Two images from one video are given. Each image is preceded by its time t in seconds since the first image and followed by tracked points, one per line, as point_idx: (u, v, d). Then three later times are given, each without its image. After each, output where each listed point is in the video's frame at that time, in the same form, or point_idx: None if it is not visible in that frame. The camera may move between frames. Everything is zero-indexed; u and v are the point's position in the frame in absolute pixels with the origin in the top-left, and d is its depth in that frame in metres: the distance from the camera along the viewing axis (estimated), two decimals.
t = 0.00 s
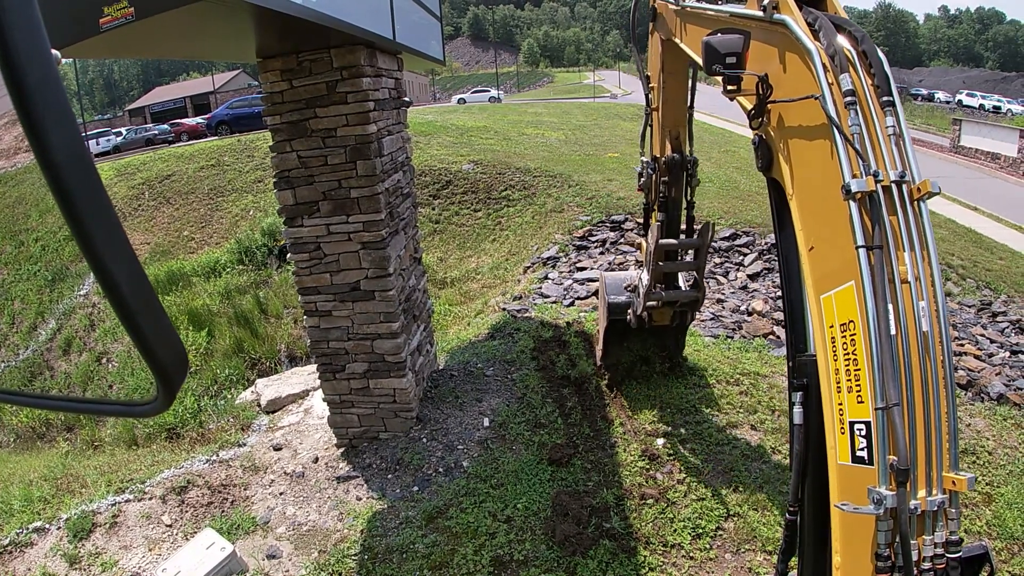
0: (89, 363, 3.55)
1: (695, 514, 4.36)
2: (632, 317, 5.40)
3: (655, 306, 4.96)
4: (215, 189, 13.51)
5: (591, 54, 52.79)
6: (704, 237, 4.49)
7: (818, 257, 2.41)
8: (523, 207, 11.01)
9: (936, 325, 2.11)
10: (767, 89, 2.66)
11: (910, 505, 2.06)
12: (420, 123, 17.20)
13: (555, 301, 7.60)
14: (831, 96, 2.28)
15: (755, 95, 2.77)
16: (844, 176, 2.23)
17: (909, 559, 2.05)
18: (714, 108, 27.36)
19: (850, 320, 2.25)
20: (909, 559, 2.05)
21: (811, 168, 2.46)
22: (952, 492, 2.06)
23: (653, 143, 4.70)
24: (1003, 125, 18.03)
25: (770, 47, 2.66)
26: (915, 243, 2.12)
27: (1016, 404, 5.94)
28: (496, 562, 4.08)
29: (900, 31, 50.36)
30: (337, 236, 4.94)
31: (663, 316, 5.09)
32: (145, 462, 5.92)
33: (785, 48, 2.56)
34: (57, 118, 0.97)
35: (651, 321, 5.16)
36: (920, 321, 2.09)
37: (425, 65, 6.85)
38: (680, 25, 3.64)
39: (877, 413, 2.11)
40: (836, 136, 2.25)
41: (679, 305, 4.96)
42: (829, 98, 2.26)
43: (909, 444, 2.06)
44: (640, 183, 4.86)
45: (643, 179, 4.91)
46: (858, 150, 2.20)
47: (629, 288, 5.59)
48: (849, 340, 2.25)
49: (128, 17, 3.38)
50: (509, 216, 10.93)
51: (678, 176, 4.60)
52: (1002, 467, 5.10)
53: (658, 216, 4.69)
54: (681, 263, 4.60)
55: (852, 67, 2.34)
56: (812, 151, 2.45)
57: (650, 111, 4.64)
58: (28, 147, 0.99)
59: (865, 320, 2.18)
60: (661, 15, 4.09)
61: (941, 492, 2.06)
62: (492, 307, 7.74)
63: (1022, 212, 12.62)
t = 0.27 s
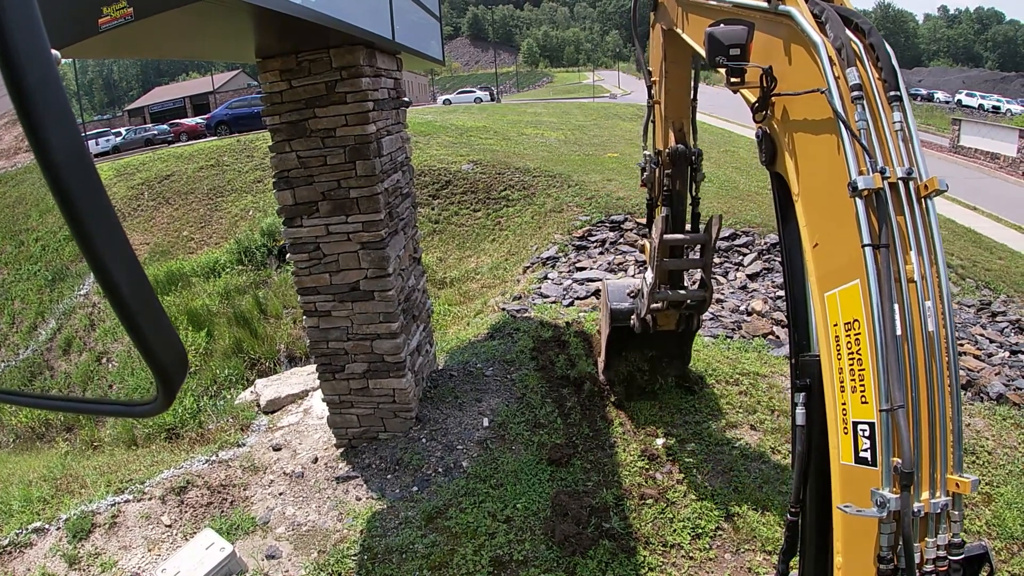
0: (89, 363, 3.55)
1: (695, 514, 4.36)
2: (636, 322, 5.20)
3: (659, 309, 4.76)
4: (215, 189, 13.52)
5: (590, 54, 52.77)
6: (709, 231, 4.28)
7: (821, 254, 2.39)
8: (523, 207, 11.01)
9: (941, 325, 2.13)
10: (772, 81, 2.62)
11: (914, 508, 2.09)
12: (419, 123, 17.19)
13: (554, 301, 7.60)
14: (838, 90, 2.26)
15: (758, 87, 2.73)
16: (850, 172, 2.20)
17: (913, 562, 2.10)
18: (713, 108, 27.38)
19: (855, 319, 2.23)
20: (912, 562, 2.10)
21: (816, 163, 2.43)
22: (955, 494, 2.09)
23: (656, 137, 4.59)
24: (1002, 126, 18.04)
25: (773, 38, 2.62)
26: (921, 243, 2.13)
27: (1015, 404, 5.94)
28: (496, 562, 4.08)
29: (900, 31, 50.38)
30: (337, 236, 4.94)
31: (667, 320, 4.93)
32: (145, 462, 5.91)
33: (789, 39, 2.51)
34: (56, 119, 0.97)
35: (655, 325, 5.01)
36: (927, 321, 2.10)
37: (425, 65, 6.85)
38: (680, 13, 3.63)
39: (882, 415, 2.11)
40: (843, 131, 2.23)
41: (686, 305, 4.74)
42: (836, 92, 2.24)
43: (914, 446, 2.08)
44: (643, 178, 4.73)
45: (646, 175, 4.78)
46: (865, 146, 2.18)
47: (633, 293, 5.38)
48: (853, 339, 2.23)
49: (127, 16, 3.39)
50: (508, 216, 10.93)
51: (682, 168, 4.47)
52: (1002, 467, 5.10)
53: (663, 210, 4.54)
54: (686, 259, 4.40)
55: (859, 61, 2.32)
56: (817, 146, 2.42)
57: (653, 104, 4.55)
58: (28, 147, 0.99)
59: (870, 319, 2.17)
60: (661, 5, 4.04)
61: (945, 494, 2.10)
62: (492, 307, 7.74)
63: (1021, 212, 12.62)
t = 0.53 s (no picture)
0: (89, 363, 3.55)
1: (695, 514, 4.37)
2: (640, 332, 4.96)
3: (667, 315, 4.58)
4: (214, 189, 13.52)
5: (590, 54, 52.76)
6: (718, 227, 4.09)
7: (823, 252, 2.39)
8: (523, 207, 11.01)
9: (943, 324, 2.14)
10: (774, 77, 2.60)
11: (915, 508, 2.10)
12: (419, 123, 17.20)
13: (554, 301, 7.61)
14: (841, 87, 2.27)
15: (759, 83, 2.72)
16: (853, 170, 2.21)
17: (914, 563, 2.10)
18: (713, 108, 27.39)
19: (857, 318, 2.23)
20: (914, 563, 2.10)
21: (817, 159, 2.43)
22: (957, 495, 2.11)
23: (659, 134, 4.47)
24: (1002, 126, 18.05)
25: (776, 33, 2.62)
26: (923, 242, 2.14)
27: (1015, 404, 5.95)
28: (495, 562, 4.09)
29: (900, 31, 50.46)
30: (337, 236, 4.94)
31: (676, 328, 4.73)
32: (145, 462, 5.91)
33: (792, 34, 2.52)
34: (55, 119, 0.97)
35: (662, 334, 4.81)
36: (929, 321, 2.12)
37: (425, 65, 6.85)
38: (681, 8, 3.63)
39: (884, 415, 2.12)
40: (846, 128, 2.23)
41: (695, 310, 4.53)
42: (840, 88, 2.25)
43: (916, 446, 2.09)
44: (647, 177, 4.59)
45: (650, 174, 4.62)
46: (868, 143, 2.19)
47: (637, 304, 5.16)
48: (855, 338, 2.24)
49: (128, 17, 3.40)
50: (508, 216, 10.93)
51: (687, 163, 4.30)
52: (1001, 467, 5.11)
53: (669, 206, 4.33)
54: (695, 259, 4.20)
55: (862, 57, 2.33)
56: (818, 143, 2.42)
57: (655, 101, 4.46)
58: (28, 147, 0.99)
59: (872, 318, 2.17)
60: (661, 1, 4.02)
61: (946, 495, 2.11)
62: (492, 307, 7.75)
63: (1021, 212, 12.63)
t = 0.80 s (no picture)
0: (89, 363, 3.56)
1: (694, 514, 4.37)
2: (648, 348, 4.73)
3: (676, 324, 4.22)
4: (214, 189, 13.52)
5: (590, 54, 52.75)
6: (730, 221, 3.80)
7: (823, 253, 2.39)
8: (523, 207, 11.01)
9: (943, 325, 2.14)
10: (774, 77, 2.60)
11: (915, 509, 2.10)
12: (419, 123, 17.20)
13: (554, 301, 7.61)
14: (840, 87, 2.26)
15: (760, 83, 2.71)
16: (853, 171, 2.20)
17: (914, 563, 2.11)
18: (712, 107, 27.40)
19: (857, 318, 2.23)
20: (914, 563, 2.10)
21: (817, 160, 2.42)
22: (957, 495, 2.11)
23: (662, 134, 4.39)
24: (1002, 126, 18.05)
25: (775, 34, 2.62)
26: (923, 242, 2.13)
27: (1015, 404, 5.95)
28: (495, 562, 4.09)
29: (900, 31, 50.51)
30: (336, 236, 4.94)
31: (685, 338, 4.50)
32: (144, 463, 5.91)
33: (792, 35, 2.51)
34: (55, 118, 0.97)
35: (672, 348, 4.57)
36: (929, 322, 2.11)
37: (425, 65, 6.85)
38: (681, 8, 3.63)
39: (884, 416, 2.11)
40: (846, 128, 2.23)
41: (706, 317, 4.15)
42: (839, 89, 2.24)
43: (916, 446, 2.09)
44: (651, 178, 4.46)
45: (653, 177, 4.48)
46: (868, 144, 2.18)
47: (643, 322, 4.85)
48: (855, 339, 2.23)
49: (127, 17, 3.39)
50: (508, 215, 10.93)
51: (693, 159, 4.14)
52: (1001, 467, 5.11)
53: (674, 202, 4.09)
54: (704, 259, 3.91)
55: (862, 58, 2.32)
56: (818, 143, 2.41)
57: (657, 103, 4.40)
58: (28, 147, 0.99)
59: (872, 318, 2.17)
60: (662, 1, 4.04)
61: (946, 495, 2.11)
62: (491, 307, 7.75)
63: (1020, 211, 12.64)
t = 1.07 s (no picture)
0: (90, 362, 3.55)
1: (694, 514, 4.36)
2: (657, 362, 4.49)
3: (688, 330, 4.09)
4: (214, 189, 13.52)
5: (590, 54, 52.74)
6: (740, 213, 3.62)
7: (824, 253, 2.39)
8: (522, 207, 11.01)
9: (943, 325, 2.14)
10: (774, 77, 2.60)
11: (915, 509, 2.10)
12: (419, 123, 17.20)
13: (554, 301, 7.61)
14: (841, 87, 2.26)
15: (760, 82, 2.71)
16: (854, 171, 2.20)
17: (914, 563, 2.12)
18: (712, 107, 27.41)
19: (857, 319, 2.23)
20: (913, 563, 2.12)
21: (818, 159, 2.42)
22: (957, 496, 2.11)
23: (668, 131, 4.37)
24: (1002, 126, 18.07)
25: (775, 33, 2.62)
26: (924, 242, 2.14)
27: (1015, 404, 5.95)
28: (495, 562, 4.09)
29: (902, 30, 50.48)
30: (336, 236, 4.94)
31: (697, 346, 4.29)
32: (144, 463, 5.90)
33: (792, 34, 2.51)
34: (55, 118, 0.97)
35: (684, 359, 4.37)
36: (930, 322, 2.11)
37: (425, 65, 6.84)
38: (681, 7, 3.64)
39: (884, 416, 2.11)
40: (846, 128, 2.23)
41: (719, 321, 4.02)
42: (840, 88, 2.24)
43: (916, 447, 2.08)
44: (656, 176, 4.45)
45: (658, 175, 4.46)
46: (869, 144, 2.18)
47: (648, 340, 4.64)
48: (855, 339, 2.23)
49: (126, 16, 3.38)
50: (507, 215, 10.93)
51: (699, 152, 3.98)
52: (1001, 467, 5.11)
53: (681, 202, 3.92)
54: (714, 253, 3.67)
55: (862, 56, 2.32)
56: (818, 143, 2.41)
57: (659, 104, 4.39)
58: (28, 147, 0.99)
59: (872, 319, 2.17)
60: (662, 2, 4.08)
61: (946, 496, 2.12)
62: (491, 307, 7.75)
63: (1020, 211, 12.64)
